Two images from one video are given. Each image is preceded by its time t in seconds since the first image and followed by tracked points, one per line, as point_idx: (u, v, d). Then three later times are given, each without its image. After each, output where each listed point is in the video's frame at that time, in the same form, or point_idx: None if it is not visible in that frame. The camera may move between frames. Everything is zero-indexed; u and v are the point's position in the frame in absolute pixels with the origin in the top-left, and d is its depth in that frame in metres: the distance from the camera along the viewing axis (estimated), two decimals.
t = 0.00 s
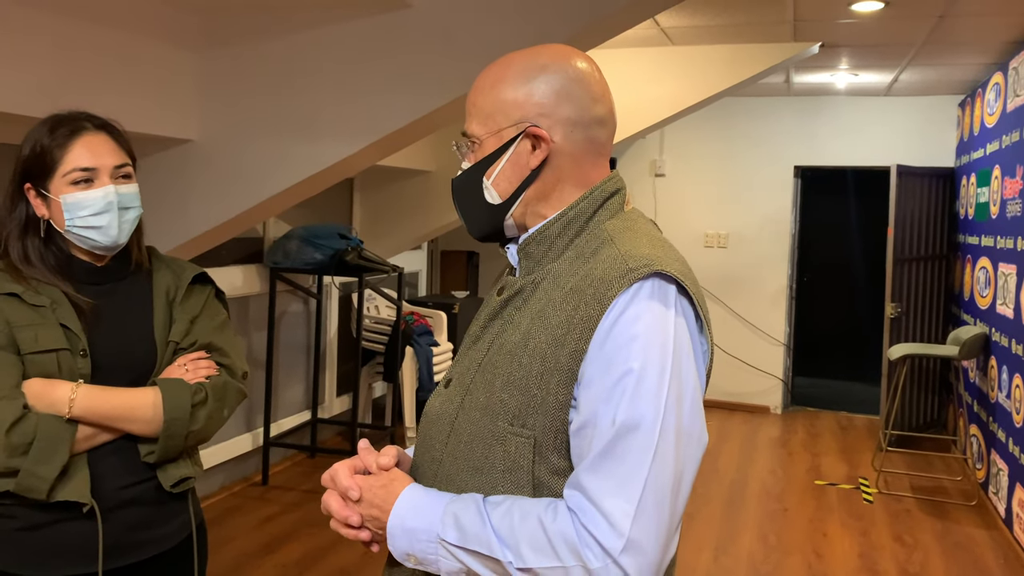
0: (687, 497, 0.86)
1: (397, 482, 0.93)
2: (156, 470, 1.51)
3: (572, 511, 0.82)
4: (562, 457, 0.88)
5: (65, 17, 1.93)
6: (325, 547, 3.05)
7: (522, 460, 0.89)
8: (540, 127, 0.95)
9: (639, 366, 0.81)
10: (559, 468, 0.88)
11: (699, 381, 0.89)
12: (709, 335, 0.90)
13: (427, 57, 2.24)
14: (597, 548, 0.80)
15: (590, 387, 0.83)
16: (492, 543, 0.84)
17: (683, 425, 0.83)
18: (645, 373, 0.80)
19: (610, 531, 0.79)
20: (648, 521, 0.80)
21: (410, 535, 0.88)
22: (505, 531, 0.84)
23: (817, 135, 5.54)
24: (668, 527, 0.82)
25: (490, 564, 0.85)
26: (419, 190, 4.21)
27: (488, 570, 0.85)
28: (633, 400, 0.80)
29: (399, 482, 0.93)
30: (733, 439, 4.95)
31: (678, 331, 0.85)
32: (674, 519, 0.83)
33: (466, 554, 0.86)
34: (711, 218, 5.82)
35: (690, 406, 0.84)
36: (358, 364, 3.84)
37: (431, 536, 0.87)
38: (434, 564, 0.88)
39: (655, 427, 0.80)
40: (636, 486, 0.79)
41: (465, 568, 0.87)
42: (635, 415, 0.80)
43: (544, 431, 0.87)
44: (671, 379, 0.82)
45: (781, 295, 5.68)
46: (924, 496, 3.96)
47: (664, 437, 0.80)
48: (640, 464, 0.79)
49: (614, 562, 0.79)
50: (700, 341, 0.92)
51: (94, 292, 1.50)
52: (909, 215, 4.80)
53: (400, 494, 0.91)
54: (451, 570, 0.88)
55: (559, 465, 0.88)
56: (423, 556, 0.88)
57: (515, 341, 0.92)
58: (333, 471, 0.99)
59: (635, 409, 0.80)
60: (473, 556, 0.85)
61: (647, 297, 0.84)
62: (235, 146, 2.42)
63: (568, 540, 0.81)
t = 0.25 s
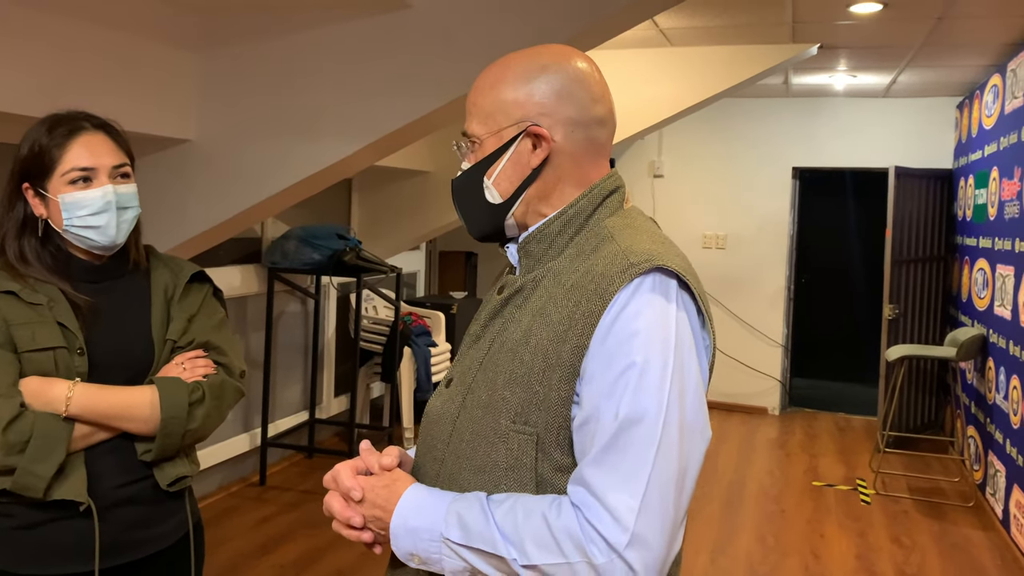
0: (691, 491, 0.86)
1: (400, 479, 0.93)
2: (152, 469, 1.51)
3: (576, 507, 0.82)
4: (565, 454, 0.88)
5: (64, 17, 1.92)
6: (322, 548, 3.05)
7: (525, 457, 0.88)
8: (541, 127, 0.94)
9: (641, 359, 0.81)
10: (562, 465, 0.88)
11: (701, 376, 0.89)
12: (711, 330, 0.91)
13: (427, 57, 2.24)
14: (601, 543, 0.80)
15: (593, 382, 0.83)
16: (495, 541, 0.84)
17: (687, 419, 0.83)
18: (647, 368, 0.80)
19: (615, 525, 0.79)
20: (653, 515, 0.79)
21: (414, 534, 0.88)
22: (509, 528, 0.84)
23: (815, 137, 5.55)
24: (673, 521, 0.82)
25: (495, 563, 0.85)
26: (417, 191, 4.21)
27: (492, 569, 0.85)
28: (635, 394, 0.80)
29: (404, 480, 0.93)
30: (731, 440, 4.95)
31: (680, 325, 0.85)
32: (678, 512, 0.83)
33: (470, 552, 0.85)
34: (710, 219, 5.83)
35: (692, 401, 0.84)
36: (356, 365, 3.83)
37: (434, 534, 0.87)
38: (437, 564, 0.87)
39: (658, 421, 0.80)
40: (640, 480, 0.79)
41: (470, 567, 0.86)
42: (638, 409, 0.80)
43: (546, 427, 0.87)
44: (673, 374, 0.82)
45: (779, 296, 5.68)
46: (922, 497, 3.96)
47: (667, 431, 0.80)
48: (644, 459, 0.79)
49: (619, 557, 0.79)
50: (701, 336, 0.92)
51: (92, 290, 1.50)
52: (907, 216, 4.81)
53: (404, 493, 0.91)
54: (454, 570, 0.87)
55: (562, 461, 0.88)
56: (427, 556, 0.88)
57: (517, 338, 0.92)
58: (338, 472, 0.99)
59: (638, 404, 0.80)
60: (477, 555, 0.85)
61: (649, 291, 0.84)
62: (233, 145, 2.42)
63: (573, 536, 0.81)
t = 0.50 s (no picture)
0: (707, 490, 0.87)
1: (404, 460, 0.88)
2: (151, 468, 1.51)
3: (599, 508, 0.81)
4: (575, 455, 0.87)
5: (65, 17, 1.93)
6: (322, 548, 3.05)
7: (535, 457, 0.88)
8: (547, 131, 0.94)
9: (655, 361, 0.80)
10: (572, 466, 0.87)
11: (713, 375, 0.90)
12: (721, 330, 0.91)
13: (427, 57, 2.24)
14: (628, 545, 0.79)
15: (607, 384, 0.83)
16: (528, 532, 0.81)
17: (703, 419, 0.83)
18: (662, 369, 0.80)
19: (641, 529, 0.79)
20: (674, 515, 0.80)
21: (428, 512, 0.84)
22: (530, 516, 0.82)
23: (814, 136, 5.55)
24: (692, 521, 0.82)
25: (517, 545, 0.82)
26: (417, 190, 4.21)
27: (512, 552, 0.82)
28: (652, 396, 0.80)
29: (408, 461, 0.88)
30: (730, 440, 4.96)
31: (694, 326, 0.85)
32: (697, 511, 0.83)
33: (490, 533, 0.82)
34: (709, 219, 5.83)
35: (708, 401, 0.85)
36: (356, 364, 3.84)
37: (453, 514, 0.83)
38: (450, 545, 0.84)
39: (677, 422, 0.80)
40: (661, 480, 0.79)
41: (485, 550, 0.83)
42: (656, 410, 0.79)
43: (556, 428, 0.87)
44: (689, 374, 0.82)
45: (778, 296, 5.68)
46: (921, 496, 3.97)
47: (686, 431, 0.80)
48: (665, 459, 0.79)
49: (646, 558, 0.79)
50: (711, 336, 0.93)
51: (92, 289, 1.50)
52: (906, 216, 4.81)
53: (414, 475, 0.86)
54: (468, 553, 0.83)
55: (573, 462, 0.87)
56: (439, 536, 0.84)
57: (527, 340, 0.92)
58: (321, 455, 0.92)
59: (656, 405, 0.79)
60: (499, 540, 0.82)
61: (661, 292, 0.84)
62: (233, 145, 2.42)
63: (597, 536, 0.80)
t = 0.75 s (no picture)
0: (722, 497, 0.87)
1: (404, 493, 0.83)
2: (151, 468, 1.51)
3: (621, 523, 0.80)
4: (583, 460, 0.87)
5: (64, 18, 1.93)
6: (322, 548, 3.05)
7: (542, 463, 0.87)
8: (548, 131, 0.94)
9: (672, 373, 0.80)
10: (579, 471, 0.87)
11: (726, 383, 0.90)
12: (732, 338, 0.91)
13: (426, 58, 2.24)
14: (653, 559, 0.79)
15: (623, 395, 0.82)
16: (549, 556, 0.80)
17: (721, 428, 0.84)
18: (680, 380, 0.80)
19: (667, 542, 0.79)
20: (695, 526, 0.80)
21: (442, 554, 0.80)
22: (553, 538, 0.80)
23: (813, 136, 5.55)
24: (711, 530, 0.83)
25: None
26: (416, 191, 4.21)
27: None
28: (670, 407, 0.79)
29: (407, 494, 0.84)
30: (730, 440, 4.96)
31: (709, 335, 0.85)
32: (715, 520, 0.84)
33: (510, 568, 0.80)
34: (708, 219, 5.83)
35: (725, 410, 0.85)
36: (356, 364, 3.84)
37: (471, 552, 0.81)
38: None
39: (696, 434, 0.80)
40: (683, 492, 0.79)
41: None
42: (676, 422, 0.79)
43: (564, 434, 0.86)
44: (706, 384, 0.82)
45: (777, 295, 5.69)
46: (920, 496, 3.97)
47: (705, 442, 0.81)
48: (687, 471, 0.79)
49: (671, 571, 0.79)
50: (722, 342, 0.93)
51: (91, 290, 1.50)
52: (905, 216, 4.82)
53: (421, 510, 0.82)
54: None
55: (580, 468, 0.87)
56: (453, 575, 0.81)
57: (535, 345, 0.91)
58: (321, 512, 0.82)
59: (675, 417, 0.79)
60: None
61: (675, 301, 0.84)
62: (233, 145, 2.42)
63: (621, 552, 0.79)
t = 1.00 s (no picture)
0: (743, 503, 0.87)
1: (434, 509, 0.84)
2: (154, 468, 1.51)
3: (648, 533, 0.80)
4: (595, 467, 0.85)
5: (65, 18, 1.93)
6: (323, 547, 3.05)
7: (555, 470, 0.86)
8: (582, 124, 0.94)
9: (697, 381, 0.80)
10: (593, 478, 0.85)
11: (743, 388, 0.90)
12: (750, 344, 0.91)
13: (427, 58, 2.25)
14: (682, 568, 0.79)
15: (646, 402, 0.82)
16: (571, 569, 0.80)
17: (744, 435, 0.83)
18: (704, 387, 0.80)
19: (696, 551, 0.78)
20: (723, 534, 0.80)
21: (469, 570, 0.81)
22: (580, 551, 0.80)
23: (814, 135, 5.55)
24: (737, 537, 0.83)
25: None
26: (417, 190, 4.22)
27: None
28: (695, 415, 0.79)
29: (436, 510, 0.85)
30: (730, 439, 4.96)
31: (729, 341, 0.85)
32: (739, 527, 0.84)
33: None
34: (709, 219, 5.83)
35: (747, 417, 0.85)
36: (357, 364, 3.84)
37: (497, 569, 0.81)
38: None
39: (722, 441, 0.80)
40: (711, 501, 0.79)
41: None
42: (702, 431, 0.79)
43: (579, 440, 0.85)
44: (730, 392, 0.82)
45: (778, 294, 5.69)
46: (921, 495, 3.97)
47: (730, 450, 0.81)
48: (715, 480, 0.79)
49: None
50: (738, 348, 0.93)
51: (93, 290, 1.50)
52: (906, 215, 4.81)
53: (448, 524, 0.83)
54: None
55: (593, 474, 0.85)
56: None
57: (549, 349, 0.90)
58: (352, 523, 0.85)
59: (701, 425, 0.79)
60: None
61: (694, 307, 0.84)
62: (234, 145, 2.43)
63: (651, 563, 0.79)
